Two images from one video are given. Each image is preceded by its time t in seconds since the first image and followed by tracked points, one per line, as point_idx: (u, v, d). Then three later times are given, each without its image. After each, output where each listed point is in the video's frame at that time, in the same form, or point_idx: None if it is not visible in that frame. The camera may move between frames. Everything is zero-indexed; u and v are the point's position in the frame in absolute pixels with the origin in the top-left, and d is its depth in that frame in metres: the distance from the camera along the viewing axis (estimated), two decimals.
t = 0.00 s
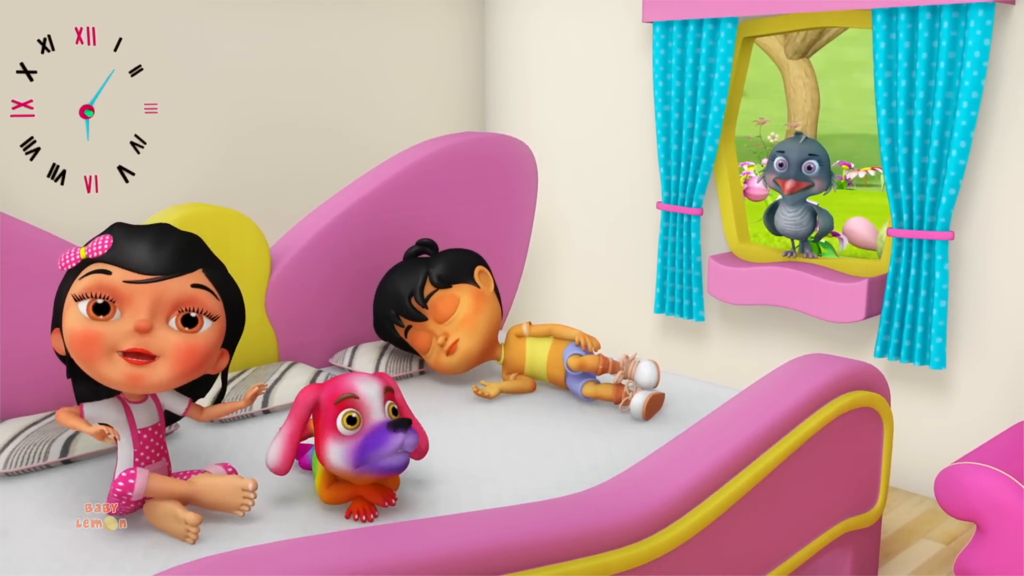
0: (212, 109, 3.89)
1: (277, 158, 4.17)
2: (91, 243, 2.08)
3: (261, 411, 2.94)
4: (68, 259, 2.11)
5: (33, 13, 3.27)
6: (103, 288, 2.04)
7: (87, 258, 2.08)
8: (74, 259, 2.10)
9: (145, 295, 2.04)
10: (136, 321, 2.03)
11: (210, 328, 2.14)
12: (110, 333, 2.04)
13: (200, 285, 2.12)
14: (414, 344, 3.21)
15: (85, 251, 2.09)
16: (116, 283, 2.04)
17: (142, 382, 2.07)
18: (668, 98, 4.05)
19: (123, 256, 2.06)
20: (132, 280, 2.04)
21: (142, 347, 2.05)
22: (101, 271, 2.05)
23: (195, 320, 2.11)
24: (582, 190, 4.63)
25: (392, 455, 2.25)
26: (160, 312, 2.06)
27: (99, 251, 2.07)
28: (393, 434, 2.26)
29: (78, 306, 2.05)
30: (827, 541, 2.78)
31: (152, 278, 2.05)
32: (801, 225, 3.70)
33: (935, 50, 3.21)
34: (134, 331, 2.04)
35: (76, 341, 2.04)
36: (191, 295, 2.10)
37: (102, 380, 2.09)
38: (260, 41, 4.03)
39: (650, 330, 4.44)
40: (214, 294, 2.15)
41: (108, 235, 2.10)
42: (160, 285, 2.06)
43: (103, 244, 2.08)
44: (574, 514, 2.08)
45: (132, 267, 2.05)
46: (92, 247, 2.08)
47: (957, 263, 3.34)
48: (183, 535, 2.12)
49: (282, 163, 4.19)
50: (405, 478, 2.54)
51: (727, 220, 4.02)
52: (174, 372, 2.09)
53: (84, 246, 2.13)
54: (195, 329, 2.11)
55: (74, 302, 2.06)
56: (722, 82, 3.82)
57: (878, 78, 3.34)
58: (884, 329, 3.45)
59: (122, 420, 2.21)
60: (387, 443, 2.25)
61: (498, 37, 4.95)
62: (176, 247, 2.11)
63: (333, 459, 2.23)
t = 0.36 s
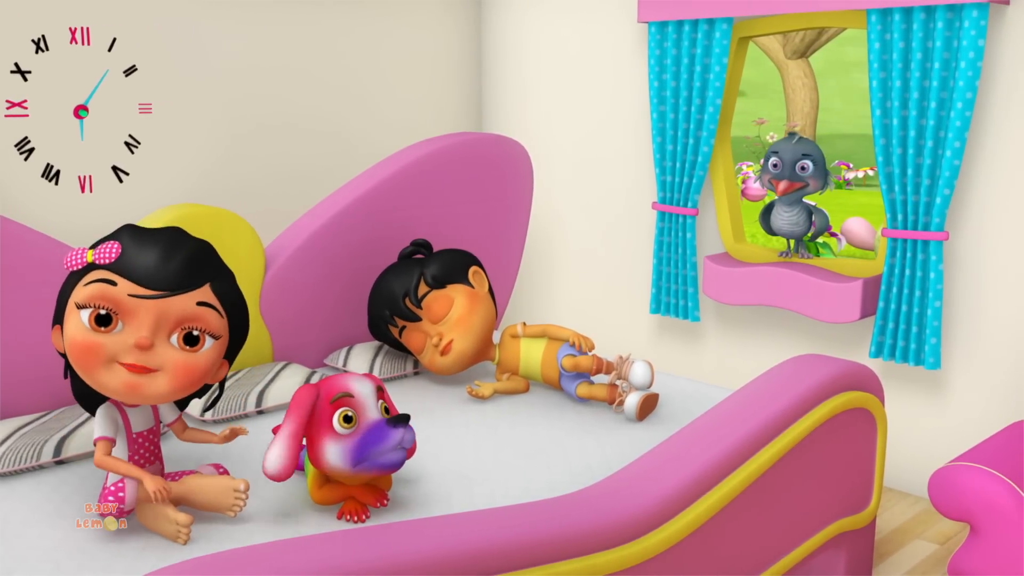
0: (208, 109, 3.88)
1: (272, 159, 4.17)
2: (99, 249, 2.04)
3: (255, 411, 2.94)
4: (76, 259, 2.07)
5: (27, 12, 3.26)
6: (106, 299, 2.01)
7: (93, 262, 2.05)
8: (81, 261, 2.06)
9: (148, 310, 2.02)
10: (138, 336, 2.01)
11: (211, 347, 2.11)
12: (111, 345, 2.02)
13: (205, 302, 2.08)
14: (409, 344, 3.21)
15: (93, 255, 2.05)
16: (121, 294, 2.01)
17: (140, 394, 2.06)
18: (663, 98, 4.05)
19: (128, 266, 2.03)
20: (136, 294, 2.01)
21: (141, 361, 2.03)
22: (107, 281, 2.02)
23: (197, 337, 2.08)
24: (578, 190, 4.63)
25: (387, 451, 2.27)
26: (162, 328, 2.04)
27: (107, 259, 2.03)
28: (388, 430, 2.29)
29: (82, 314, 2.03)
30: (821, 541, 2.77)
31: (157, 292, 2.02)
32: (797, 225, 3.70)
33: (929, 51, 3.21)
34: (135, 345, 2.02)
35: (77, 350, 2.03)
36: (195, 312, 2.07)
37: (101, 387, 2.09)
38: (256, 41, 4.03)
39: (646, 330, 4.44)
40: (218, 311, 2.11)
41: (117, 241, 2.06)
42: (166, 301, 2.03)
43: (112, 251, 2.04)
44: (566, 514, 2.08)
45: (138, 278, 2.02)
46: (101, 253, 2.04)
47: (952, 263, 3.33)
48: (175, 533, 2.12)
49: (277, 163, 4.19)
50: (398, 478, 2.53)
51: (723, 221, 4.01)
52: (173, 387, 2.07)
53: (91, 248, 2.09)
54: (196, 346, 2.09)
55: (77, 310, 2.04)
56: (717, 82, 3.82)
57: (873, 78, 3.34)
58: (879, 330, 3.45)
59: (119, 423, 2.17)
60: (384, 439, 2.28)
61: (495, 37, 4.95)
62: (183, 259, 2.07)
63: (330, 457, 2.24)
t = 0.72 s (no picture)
0: (204, 109, 3.88)
1: (269, 159, 4.17)
2: (32, 294, 1.94)
3: (250, 412, 2.94)
4: (11, 316, 1.96)
5: (22, 12, 3.26)
6: (77, 331, 1.95)
7: (33, 308, 1.95)
8: (20, 312, 1.95)
9: (123, 315, 2.00)
10: (128, 344, 2.00)
11: (189, 317, 2.16)
12: (111, 367, 1.99)
13: (160, 280, 2.09)
14: (404, 344, 3.21)
15: (27, 302, 1.95)
16: (88, 319, 1.96)
17: (158, 390, 2.08)
18: (660, 98, 4.05)
19: (76, 294, 1.95)
20: (99, 310, 1.97)
21: (146, 360, 2.04)
22: (63, 317, 1.94)
23: (173, 314, 2.11)
24: (575, 190, 4.63)
25: (322, 462, 2.17)
26: (139, 323, 2.04)
27: (48, 298, 1.94)
28: (335, 441, 2.16)
29: (59, 358, 1.96)
30: (816, 541, 2.77)
31: (118, 298, 1.99)
32: (795, 225, 3.69)
33: (925, 51, 3.21)
34: (131, 353, 2.01)
35: (80, 389, 1.97)
36: (156, 293, 2.08)
37: (118, 411, 2.05)
38: (252, 41, 4.03)
39: (642, 331, 4.44)
40: (171, 282, 2.13)
41: (41, 280, 1.95)
42: (127, 301, 2.01)
43: (46, 287, 1.94)
44: (560, 515, 2.07)
45: (95, 296, 1.96)
46: (35, 297, 1.94)
47: (949, 263, 3.33)
48: (170, 534, 2.11)
49: (274, 163, 4.19)
50: (392, 479, 2.53)
51: (720, 221, 4.01)
52: (180, 365, 2.11)
53: (18, 299, 1.97)
54: (177, 323, 2.12)
55: (53, 358, 1.96)
56: (714, 82, 3.82)
57: (869, 78, 3.34)
58: (875, 330, 3.45)
59: (112, 426, 2.16)
60: (324, 449, 2.16)
61: (492, 37, 4.95)
62: (113, 255, 2.02)
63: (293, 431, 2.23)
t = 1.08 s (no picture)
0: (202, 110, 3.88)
1: (267, 159, 4.17)
2: (32, 299, 1.93)
3: (247, 412, 2.94)
4: (10, 323, 1.95)
5: (20, 13, 3.26)
6: (77, 339, 1.95)
7: (33, 314, 1.94)
8: (19, 319, 1.94)
9: (124, 323, 2.00)
10: (128, 351, 2.00)
11: (189, 321, 2.16)
12: (111, 375, 1.99)
13: (161, 285, 2.09)
14: (410, 330, 3.09)
15: (27, 308, 1.94)
16: (88, 326, 1.95)
17: (158, 396, 2.08)
18: (658, 98, 4.05)
19: (78, 300, 1.95)
20: (100, 318, 1.97)
21: (146, 367, 2.04)
22: (64, 323, 1.94)
23: (173, 319, 2.11)
24: (573, 190, 4.63)
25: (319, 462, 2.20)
26: (140, 329, 2.04)
27: (48, 304, 1.93)
28: (333, 443, 2.18)
29: (60, 365, 1.96)
30: (813, 542, 2.77)
31: (119, 305, 1.99)
32: (794, 224, 3.69)
33: (922, 51, 3.21)
34: (132, 360, 2.01)
35: (81, 398, 1.97)
36: (157, 298, 2.07)
37: (117, 416, 2.06)
38: (250, 42, 4.03)
39: (641, 331, 4.44)
40: (172, 286, 2.13)
41: (42, 285, 1.94)
42: (128, 307, 2.01)
43: (46, 294, 1.93)
44: (555, 515, 2.07)
45: (95, 302, 1.96)
46: (35, 303, 1.94)
47: (946, 264, 3.33)
48: (166, 534, 2.11)
49: (272, 164, 4.19)
50: (389, 479, 2.53)
51: (718, 222, 4.01)
52: (181, 370, 2.11)
53: (18, 304, 1.96)
54: (177, 329, 2.11)
55: (53, 364, 1.96)
56: (711, 82, 3.82)
57: (867, 78, 3.35)
58: (873, 330, 3.45)
59: (110, 428, 2.16)
60: (321, 450, 2.19)
61: (490, 37, 4.95)
62: (114, 259, 2.02)
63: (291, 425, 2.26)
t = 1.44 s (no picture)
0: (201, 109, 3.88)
1: (266, 159, 4.17)
2: (29, 299, 1.93)
3: (246, 412, 2.94)
4: (8, 323, 1.94)
5: (19, 12, 3.26)
6: (75, 337, 1.95)
7: (30, 314, 1.94)
8: (17, 319, 1.94)
9: (122, 321, 2.00)
10: (126, 350, 2.00)
11: (187, 321, 2.16)
12: (109, 373, 1.99)
13: (158, 284, 2.09)
14: (426, 334, 3.01)
15: (25, 308, 1.94)
16: (86, 325, 1.96)
17: (156, 395, 2.08)
18: (657, 98, 4.05)
19: (75, 299, 1.95)
20: (98, 317, 1.97)
21: (145, 366, 2.04)
22: (61, 322, 1.94)
23: (172, 319, 2.11)
24: (573, 190, 4.63)
25: (355, 477, 2.22)
26: (138, 328, 2.04)
27: (46, 304, 1.93)
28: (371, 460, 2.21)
29: (59, 365, 1.96)
30: (812, 542, 2.77)
31: (117, 304, 1.99)
32: (795, 224, 3.69)
33: (922, 51, 3.21)
34: (130, 358, 2.01)
35: (78, 396, 1.97)
36: (154, 297, 2.07)
37: (115, 415, 2.05)
38: (249, 42, 4.03)
39: (640, 331, 4.44)
40: (169, 286, 2.13)
41: (40, 285, 1.94)
42: (126, 306, 2.01)
43: (44, 293, 1.93)
44: (554, 515, 2.07)
45: (93, 301, 1.96)
46: (32, 302, 1.93)
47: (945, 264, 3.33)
48: (164, 534, 2.11)
49: (271, 164, 4.19)
50: (387, 479, 2.53)
51: (717, 221, 4.01)
52: (179, 369, 2.11)
53: (15, 304, 1.96)
54: (174, 328, 2.11)
55: (51, 363, 1.96)
56: (710, 82, 3.82)
57: (866, 78, 3.35)
58: (871, 330, 3.45)
59: (109, 428, 2.16)
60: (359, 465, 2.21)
61: (490, 37, 4.96)
62: (111, 259, 2.02)
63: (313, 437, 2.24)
